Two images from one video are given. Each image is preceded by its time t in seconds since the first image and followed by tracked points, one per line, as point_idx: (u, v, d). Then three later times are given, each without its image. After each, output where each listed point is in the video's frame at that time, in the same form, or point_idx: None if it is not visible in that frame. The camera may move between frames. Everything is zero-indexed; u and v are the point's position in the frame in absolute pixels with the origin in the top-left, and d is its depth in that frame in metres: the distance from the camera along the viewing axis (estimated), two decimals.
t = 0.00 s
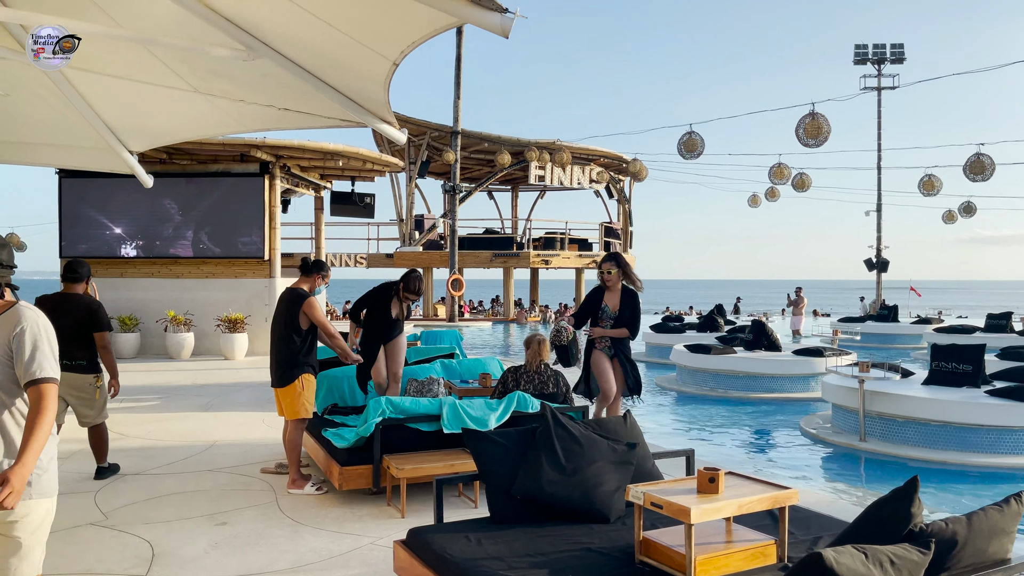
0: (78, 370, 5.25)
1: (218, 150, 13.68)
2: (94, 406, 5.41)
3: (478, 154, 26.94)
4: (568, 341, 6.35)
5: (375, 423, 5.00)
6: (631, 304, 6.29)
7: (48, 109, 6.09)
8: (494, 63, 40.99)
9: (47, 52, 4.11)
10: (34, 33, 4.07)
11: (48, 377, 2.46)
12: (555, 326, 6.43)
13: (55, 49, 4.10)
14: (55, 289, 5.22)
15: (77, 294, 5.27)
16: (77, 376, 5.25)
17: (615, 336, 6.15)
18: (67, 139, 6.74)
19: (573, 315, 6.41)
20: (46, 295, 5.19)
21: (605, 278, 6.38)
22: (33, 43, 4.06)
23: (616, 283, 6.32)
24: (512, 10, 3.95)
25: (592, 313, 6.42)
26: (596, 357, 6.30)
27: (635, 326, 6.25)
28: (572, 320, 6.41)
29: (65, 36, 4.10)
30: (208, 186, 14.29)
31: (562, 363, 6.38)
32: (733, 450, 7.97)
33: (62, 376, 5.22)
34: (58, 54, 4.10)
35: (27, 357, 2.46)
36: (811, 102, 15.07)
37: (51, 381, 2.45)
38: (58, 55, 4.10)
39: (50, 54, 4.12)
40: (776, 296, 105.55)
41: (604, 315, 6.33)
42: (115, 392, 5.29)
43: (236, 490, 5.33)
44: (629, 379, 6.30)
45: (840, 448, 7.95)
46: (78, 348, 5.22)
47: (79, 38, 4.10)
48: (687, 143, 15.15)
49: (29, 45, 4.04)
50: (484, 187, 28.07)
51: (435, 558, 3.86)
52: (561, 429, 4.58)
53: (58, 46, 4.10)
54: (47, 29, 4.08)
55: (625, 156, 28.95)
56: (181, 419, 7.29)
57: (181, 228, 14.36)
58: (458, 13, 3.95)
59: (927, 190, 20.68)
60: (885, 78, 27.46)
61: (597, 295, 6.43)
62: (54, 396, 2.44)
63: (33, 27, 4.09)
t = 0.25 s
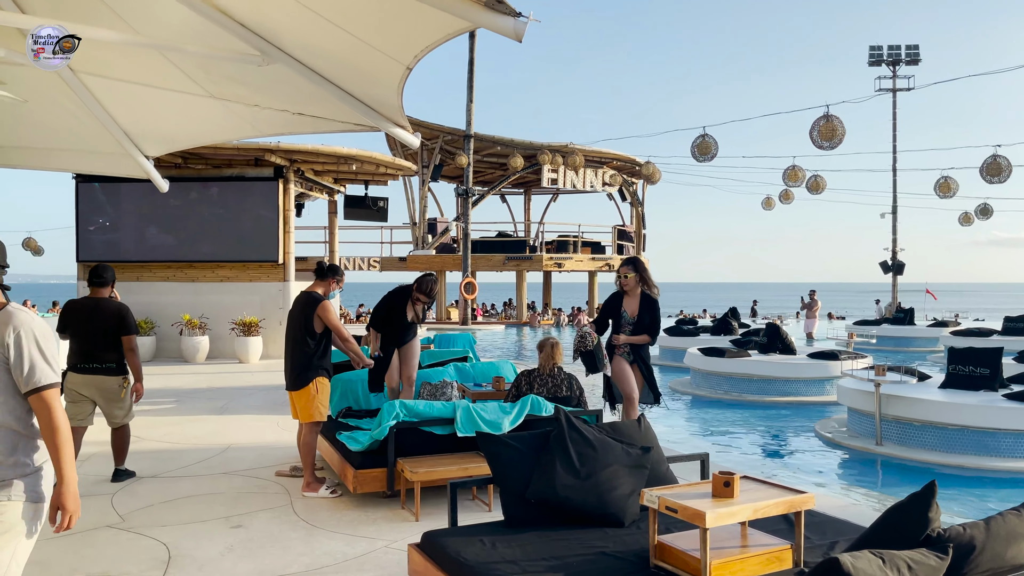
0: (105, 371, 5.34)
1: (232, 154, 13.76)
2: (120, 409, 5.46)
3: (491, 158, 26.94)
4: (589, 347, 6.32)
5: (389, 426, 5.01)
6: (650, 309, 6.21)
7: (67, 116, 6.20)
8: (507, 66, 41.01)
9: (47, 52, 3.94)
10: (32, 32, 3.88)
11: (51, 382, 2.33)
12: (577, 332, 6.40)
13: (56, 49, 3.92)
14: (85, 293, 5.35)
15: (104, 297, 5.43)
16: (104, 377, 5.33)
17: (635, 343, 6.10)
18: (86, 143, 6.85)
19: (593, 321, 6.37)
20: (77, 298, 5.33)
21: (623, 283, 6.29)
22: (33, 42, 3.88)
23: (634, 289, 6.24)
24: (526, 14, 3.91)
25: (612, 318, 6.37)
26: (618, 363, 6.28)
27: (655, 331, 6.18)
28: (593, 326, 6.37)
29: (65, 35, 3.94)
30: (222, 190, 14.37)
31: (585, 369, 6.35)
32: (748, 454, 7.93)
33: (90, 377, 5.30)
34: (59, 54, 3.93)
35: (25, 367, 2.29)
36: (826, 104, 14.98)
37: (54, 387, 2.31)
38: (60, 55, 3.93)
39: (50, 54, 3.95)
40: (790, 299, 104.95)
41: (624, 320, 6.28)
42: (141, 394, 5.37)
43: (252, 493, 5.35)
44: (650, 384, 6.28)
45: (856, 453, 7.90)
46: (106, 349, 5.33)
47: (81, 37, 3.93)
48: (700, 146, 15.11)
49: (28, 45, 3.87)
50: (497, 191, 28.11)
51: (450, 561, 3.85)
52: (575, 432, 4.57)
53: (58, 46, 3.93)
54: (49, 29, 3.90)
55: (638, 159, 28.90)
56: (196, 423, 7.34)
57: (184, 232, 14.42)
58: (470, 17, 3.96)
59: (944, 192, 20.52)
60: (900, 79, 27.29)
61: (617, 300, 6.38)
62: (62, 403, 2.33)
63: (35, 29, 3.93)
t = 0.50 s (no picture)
0: (133, 370, 5.54)
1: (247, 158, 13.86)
2: (148, 408, 5.61)
3: (504, 161, 26.98)
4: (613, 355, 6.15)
5: (403, 429, 5.03)
6: (671, 315, 6.05)
7: (83, 119, 6.26)
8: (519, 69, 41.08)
9: (47, 51, 3.88)
10: (33, 33, 3.85)
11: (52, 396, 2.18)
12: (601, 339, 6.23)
13: (55, 48, 3.86)
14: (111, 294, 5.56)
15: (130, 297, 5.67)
16: (132, 376, 5.52)
17: (659, 350, 5.92)
18: (103, 147, 6.93)
19: (615, 328, 6.19)
20: (105, 299, 5.53)
21: (641, 288, 6.05)
22: (33, 42, 3.83)
23: (655, 294, 6.05)
24: (540, 18, 3.91)
25: (632, 325, 6.14)
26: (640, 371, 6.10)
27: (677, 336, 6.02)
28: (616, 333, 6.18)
29: (65, 36, 3.88)
30: (237, 194, 14.48)
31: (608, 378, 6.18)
32: (762, 457, 7.90)
33: (118, 376, 5.50)
34: (59, 54, 3.85)
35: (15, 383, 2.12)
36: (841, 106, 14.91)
37: (55, 403, 2.17)
38: (59, 54, 3.85)
39: (50, 54, 3.88)
40: (803, 302, 104.34)
41: (644, 327, 6.09)
42: (168, 391, 5.58)
43: (267, 496, 5.37)
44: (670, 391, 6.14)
45: (872, 457, 7.84)
46: (133, 349, 5.53)
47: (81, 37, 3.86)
48: (714, 149, 15.07)
49: (28, 45, 3.81)
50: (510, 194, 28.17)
51: (464, 564, 3.85)
52: (589, 435, 4.55)
53: (58, 46, 3.86)
54: (48, 28, 3.86)
55: (652, 162, 28.84)
56: (212, 425, 7.39)
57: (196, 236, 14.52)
58: (484, 21, 3.97)
59: (960, 194, 20.36)
60: (915, 80, 27.15)
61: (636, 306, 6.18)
62: (66, 419, 2.19)
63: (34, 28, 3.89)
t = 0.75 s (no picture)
0: (153, 370, 5.65)
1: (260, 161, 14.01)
2: (166, 408, 5.69)
3: (515, 163, 26.99)
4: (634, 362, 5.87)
5: (415, 432, 5.04)
6: (686, 316, 5.94)
7: (97, 120, 6.31)
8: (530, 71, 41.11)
9: (47, 52, 3.77)
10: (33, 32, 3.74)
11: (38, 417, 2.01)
12: (620, 348, 5.91)
13: (55, 49, 3.76)
14: (130, 296, 5.69)
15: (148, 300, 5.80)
16: (152, 375, 5.63)
17: (684, 351, 5.78)
18: (117, 151, 6.98)
19: (633, 334, 5.94)
20: (126, 301, 5.64)
21: (655, 291, 5.94)
22: (32, 41, 3.72)
23: (670, 296, 5.95)
24: (551, 22, 3.92)
25: (649, 330, 5.97)
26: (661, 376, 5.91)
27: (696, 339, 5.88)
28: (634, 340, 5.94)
29: (66, 36, 3.79)
30: (249, 197, 14.60)
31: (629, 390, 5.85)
32: (775, 460, 7.87)
33: (139, 375, 5.60)
34: (58, 54, 3.76)
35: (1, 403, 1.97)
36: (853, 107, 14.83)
37: (43, 424, 2.01)
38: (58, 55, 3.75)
39: (50, 54, 3.79)
40: (814, 304, 103.78)
41: (662, 330, 5.92)
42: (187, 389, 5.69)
43: (280, 498, 5.39)
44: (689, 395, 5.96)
45: (886, 460, 7.80)
46: (153, 348, 5.65)
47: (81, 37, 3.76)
48: (725, 151, 15.02)
49: (28, 45, 3.71)
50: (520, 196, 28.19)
51: (477, 568, 3.84)
52: (601, 439, 4.53)
53: (58, 46, 3.76)
54: (48, 29, 3.75)
55: (663, 164, 28.78)
56: (225, 428, 7.42)
57: (208, 241, 14.65)
58: (494, 24, 3.98)
59: (974, 195, 20.23)
60: (928, 81, 27.03)
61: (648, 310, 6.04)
62: (54, 443, 2.03)
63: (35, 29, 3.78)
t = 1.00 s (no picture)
0: (172, 371, 5.69)
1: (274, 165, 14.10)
2: (184, 409, 5.71)
3: (527, 166, 27.01)
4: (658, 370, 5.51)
5: (429, 435, 5.05)
6: (704, 314, 5.63)
7: (114, 124, 6.39)
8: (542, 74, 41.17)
9: (47, 52, 3.84)
10: (34, 32, 3.83)
11: None
12: (641, 357, 5.57)
13: (55, 49, 3.82)
14: (150, 299, 5.77)
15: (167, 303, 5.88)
16: (171, 376, 5.66)
17: (709, 352, 5.45)
18: (132, 156, 7.06)
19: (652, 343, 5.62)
20: (147, 304, 5.71)
21: (670, 292, 5.64)
22: (33, 42, 3.80)
23: (684, 295, 5.64)
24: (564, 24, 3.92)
25: (667, 334, 5.65)
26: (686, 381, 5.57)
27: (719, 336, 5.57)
28: (654, 347, 5.61)
29: (66, 36, 3.85)
30: (263, 201, 14.67)
31: (653, 400, 5.47)
32: (790, 464, 7.84)
33: (157, 376, 5.64)
34: (59, 54, 3.81)
35: None
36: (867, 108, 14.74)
37: None
38: (58, 54, 3.81)
39: (50, 53, 3.84)
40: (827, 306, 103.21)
41: (681, 331, 5.59)
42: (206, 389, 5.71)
43: (294, 500, 5.42)
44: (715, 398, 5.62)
45: (902, 463, 7.74)
46: (172, 350, 5.69)
47: (80, 35, 3.82)
48: (738, 153, 14.98)
49: (28, 45, 3.78)
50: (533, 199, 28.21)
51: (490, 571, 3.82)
52: (615, 442, 4.51)
53: (58, 46, 3.82)
54: (48, 29, 3.83)
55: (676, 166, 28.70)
56: (240, 430, 7.47)
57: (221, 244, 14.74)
58: (508, 28, 3.97)
59: (991, 197, 20.05)
60: (943, 82, 26.84)
61: (663, 313, 5.72)
62: None
63: (35, 29, 3.87)
